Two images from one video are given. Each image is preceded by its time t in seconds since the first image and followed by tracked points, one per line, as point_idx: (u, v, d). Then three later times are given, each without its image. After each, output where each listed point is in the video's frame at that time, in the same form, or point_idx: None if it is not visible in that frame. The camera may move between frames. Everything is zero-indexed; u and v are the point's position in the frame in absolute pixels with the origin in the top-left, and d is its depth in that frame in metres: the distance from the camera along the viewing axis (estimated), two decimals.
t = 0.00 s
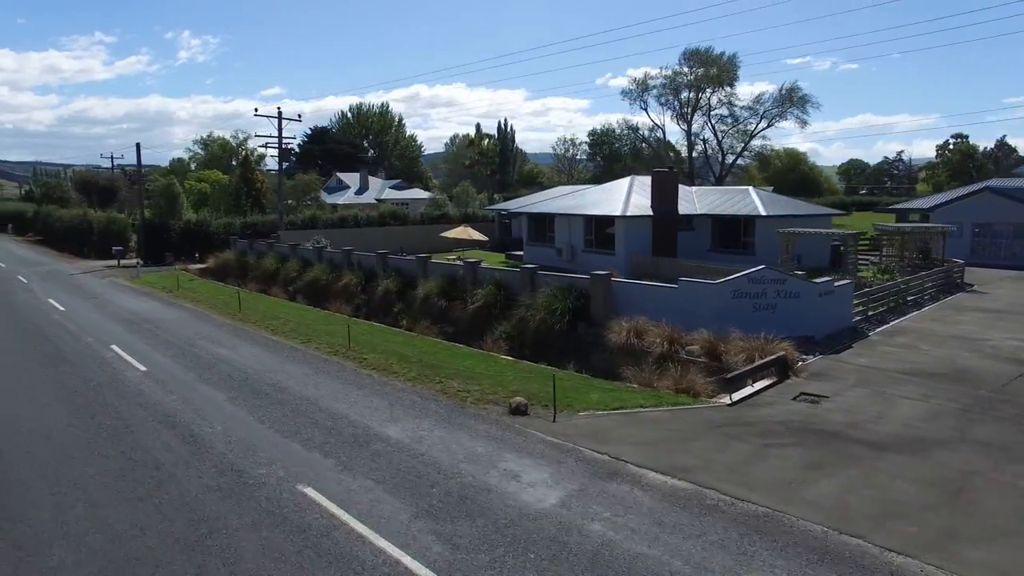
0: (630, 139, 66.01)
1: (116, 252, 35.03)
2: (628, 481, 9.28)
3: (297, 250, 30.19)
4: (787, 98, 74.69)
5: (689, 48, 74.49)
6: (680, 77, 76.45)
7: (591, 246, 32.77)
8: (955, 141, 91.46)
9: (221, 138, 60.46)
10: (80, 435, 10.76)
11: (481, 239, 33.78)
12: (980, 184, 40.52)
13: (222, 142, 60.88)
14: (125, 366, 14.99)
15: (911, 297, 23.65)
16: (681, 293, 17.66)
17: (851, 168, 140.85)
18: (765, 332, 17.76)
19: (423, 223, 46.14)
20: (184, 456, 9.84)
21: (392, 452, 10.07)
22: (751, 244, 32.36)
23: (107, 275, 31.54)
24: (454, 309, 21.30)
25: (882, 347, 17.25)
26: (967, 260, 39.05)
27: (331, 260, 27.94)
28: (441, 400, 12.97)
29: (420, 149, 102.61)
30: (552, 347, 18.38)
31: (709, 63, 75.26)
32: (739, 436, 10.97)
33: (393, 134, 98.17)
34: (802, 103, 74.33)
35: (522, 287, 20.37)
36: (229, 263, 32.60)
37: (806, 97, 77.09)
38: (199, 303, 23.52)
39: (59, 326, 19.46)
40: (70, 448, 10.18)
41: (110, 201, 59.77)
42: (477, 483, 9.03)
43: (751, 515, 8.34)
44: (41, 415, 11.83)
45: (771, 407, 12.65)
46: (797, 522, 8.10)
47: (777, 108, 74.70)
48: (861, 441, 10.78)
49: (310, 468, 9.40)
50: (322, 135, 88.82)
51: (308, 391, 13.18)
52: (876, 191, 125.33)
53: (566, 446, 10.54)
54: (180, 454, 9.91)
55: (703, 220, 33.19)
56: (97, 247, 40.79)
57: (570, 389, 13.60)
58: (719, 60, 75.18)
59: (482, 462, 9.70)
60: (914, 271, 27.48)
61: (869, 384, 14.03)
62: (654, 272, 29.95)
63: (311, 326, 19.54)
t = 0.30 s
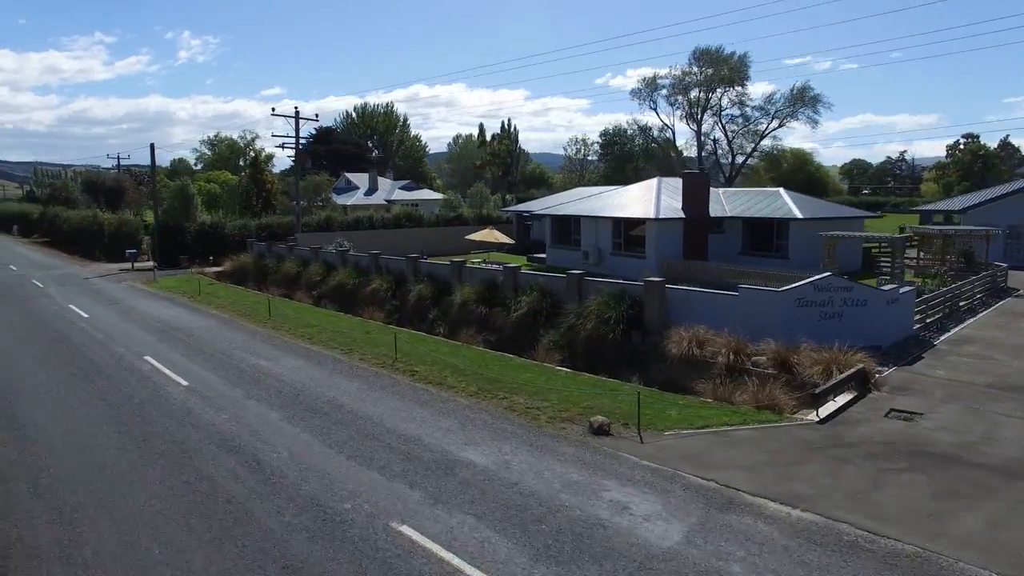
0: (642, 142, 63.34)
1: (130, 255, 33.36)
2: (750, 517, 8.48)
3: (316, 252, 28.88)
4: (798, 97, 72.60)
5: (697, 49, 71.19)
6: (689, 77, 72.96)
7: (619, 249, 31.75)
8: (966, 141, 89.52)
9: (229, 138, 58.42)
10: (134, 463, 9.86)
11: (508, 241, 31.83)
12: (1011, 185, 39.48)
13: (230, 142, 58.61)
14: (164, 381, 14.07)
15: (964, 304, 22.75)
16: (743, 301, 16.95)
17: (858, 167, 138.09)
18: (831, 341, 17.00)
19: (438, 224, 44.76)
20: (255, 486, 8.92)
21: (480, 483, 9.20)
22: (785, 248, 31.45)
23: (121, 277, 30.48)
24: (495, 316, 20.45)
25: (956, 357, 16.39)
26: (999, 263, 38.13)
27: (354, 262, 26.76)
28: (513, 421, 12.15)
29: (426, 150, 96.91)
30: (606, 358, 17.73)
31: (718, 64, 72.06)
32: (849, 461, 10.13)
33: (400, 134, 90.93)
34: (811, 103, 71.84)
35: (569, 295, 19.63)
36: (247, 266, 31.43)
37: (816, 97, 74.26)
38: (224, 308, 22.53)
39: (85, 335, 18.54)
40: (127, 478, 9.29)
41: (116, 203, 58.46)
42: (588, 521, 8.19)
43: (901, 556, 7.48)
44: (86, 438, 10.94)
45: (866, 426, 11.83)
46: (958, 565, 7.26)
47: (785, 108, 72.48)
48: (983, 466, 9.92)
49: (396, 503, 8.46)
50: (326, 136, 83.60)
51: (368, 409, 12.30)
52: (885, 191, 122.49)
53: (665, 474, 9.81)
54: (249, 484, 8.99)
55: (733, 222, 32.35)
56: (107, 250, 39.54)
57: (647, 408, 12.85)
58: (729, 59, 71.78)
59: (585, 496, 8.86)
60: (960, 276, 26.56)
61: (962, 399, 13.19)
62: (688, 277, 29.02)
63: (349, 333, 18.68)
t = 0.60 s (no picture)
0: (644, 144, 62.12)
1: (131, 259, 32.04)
2: (877, 558, 7.78)
3: (329, 257, 27.78)
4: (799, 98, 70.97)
5: (696, 50, 68.38)
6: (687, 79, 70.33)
7: (638, 254, 30.94)
8: (964, 142, 88.55)
9: (225, 139, 56.83)
10: (183, 500, 8.93)
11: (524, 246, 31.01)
12: None
13: (226, 142, 57.21)
14: (195, 400, 13.13)
15: (1005, 313, 22.14)
16: (795, 311, 16.46)
17: (852, 169, 136.66)
18: (890, 354, 16.40)
19: (443, 226, 43.46)
20: (328, 530, 8.06)
21: (573, 523, 8.42)
22: (807, 252, 30.90)
23: (124, 283, 29.38)
24: (530, 327, 19.72)
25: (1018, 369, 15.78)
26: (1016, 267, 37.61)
27: (370, 268, 25.74)
28: (583, 447, 11.46)
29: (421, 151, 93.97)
30: (652, 371, 17.15)
31: (718, 64, 69.20)
32: (959, 490, 9.45)
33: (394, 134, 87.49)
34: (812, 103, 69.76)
35: (608, 305, 18.98)
36: (253, 270, 30.26)
37: (816, 98, 73.11)
38: (240, 317, 21.57)
39: (99, 347, 17.53)
40: (181, 520, 8.39)
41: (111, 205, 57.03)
42: (707, 568, 7.43)
43: None
44: (125, 470, 10.01)
45: (957, 448, 11.18)
46: None
47: (785, 109, 71.06)
48: None
49: (489, 551, 7.61)
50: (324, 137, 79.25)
51: (424, 434, 11.47)
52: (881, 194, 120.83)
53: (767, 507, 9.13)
54: (320, 527, 8.13)
55: (754, 226, 31.70)
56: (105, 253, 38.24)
57: (718, 429, 12.27)
58: (729, 59, 68.91)
59: (694, 538, 8.11)
60: (993, 282, 25.96)
61: None
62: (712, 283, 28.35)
63: (380, 345, 17.87)
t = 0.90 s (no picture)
0: (640, 146, 60.97)
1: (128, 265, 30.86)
2: None
3: (338, 263, 26.81)
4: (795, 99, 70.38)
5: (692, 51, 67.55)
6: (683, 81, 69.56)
7: (653, 259, 30.27)
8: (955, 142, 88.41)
9: (217, 139, 55.22)
10: (244, 547, 8.08)
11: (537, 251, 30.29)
12: None
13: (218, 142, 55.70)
14: (230, 424, 12.26)
15: None
16: (846, 323, 16.05)
17: (843, 168, 135.41)
18: (947, 367, 15.94)
19: (444, 229, 42.41)
20: None
21: (682, 570, 7.73)
22: (825, 257, 30.35)
23: (124, 290, 28.24)
24: (563, 339, 19.10)
25: None
26: None
27: (384, 275, 24.88)
28: (661, 475, 10.87)
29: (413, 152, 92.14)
30: (699, 385, 16.69)
31: (714, 65, 68.39)
32: None
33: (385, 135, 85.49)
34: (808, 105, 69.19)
35: (646, 317, 18.48)
36: (257, 276, 29.24)
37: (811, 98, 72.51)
38: (255, 328, 20.66)
39: (113, 362, 16.56)
40: (249, 572, 7.55)
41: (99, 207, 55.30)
42: None
43: None
44: (172, 508, 9.13)
45: None
46: None
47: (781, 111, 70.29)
48: None
49: None
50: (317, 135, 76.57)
51: (490, 464, 10.72)
52: (872, 194, 119.98)
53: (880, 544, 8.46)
54: None
55: (770, 230, 31.17)
56: (98, 258, 36.94)
57: (793, 452, 11.76)
58: (724, 60, 68.18)
59: None
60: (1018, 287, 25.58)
61: None
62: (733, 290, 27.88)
63: (412, 360, 17.11)
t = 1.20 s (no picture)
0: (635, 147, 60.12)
1: (125, 271, 29.72)
2: None
3: (347, 270, 25.89)
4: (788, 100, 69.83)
5: (687, 52, 66.76)
6: (676, 82, 68.84)
7: (667, 263, 29.75)
8: (943, 143, 88.47)
9: (207, 140, 53.88)
10: None
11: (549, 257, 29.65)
12: None
13: (207, 143, 54.19)
14: (271, 451, 11.43)
15: None
16: (899, 335, 15.66)
17: (828, 168, 135.49)
18: (1005, 380, 15.50)
19: (444, 232, 41.48)
20: None
21: None
22: (841, 261, 29.94)
23: (123, 297, 27.13)
24: (600, 352, 18.60)
25: None
26: None
27: (398, 282, 24.05)
28: (745, 505, 10.27)
29: (401, 151, 90.81)
30: (745, 399, 16.26)
31: (708, 66, 67.68)
32: None
33: (373, 135, 83.87)
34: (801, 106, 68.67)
35: (686, 329, 18.10)
36: (261, 282, 28.25)
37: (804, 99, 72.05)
38: (272, 339, 19.82)
39: (128, 378, 15.62)
40: None
41: (84, 210, 53.58)
42: None
43: None
44: (231, 552, 8.32)
45: None
46: None
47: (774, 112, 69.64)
48: None
49: None
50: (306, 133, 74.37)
51: (565, 497, 10.03)
52: (858, 193, 119.95)
53: None
54: None
55: (784, 234, 30.71)
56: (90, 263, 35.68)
57: (874, 476, 11.21)
58: (718, 61, 67.49)
59: None
60: None
61: None
62: (751, 295, 27.49)
63: (446, 376, 16.42)
